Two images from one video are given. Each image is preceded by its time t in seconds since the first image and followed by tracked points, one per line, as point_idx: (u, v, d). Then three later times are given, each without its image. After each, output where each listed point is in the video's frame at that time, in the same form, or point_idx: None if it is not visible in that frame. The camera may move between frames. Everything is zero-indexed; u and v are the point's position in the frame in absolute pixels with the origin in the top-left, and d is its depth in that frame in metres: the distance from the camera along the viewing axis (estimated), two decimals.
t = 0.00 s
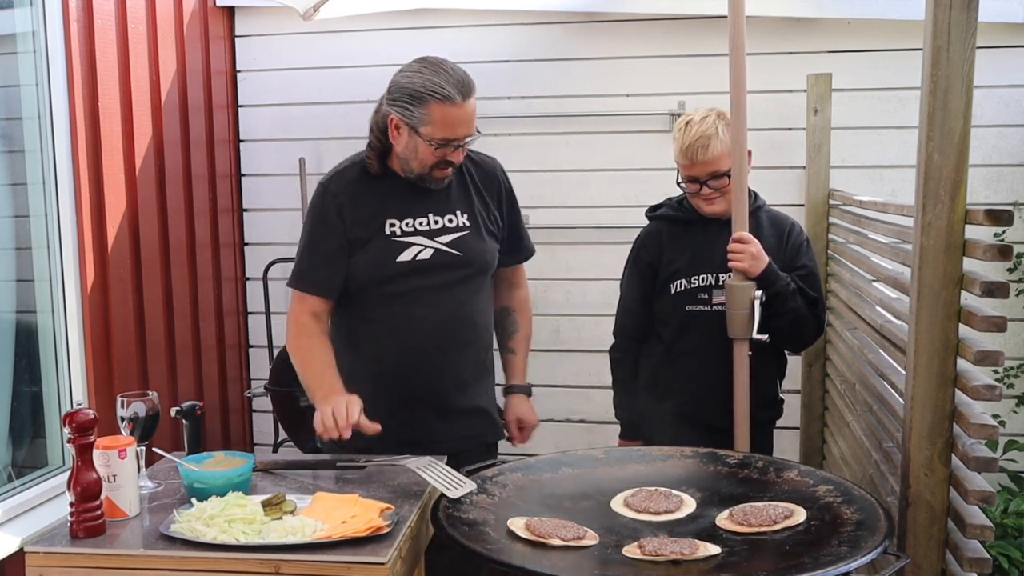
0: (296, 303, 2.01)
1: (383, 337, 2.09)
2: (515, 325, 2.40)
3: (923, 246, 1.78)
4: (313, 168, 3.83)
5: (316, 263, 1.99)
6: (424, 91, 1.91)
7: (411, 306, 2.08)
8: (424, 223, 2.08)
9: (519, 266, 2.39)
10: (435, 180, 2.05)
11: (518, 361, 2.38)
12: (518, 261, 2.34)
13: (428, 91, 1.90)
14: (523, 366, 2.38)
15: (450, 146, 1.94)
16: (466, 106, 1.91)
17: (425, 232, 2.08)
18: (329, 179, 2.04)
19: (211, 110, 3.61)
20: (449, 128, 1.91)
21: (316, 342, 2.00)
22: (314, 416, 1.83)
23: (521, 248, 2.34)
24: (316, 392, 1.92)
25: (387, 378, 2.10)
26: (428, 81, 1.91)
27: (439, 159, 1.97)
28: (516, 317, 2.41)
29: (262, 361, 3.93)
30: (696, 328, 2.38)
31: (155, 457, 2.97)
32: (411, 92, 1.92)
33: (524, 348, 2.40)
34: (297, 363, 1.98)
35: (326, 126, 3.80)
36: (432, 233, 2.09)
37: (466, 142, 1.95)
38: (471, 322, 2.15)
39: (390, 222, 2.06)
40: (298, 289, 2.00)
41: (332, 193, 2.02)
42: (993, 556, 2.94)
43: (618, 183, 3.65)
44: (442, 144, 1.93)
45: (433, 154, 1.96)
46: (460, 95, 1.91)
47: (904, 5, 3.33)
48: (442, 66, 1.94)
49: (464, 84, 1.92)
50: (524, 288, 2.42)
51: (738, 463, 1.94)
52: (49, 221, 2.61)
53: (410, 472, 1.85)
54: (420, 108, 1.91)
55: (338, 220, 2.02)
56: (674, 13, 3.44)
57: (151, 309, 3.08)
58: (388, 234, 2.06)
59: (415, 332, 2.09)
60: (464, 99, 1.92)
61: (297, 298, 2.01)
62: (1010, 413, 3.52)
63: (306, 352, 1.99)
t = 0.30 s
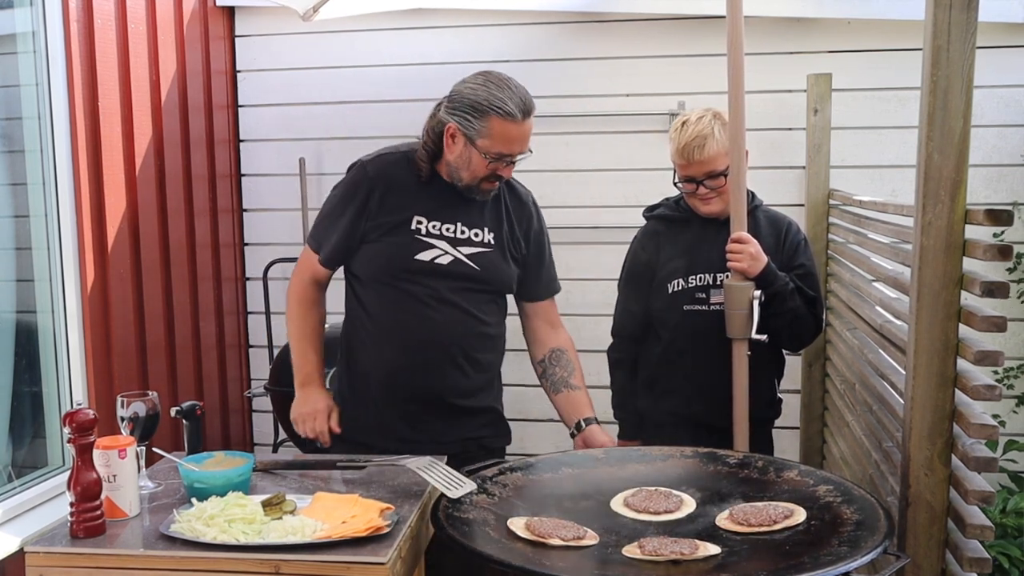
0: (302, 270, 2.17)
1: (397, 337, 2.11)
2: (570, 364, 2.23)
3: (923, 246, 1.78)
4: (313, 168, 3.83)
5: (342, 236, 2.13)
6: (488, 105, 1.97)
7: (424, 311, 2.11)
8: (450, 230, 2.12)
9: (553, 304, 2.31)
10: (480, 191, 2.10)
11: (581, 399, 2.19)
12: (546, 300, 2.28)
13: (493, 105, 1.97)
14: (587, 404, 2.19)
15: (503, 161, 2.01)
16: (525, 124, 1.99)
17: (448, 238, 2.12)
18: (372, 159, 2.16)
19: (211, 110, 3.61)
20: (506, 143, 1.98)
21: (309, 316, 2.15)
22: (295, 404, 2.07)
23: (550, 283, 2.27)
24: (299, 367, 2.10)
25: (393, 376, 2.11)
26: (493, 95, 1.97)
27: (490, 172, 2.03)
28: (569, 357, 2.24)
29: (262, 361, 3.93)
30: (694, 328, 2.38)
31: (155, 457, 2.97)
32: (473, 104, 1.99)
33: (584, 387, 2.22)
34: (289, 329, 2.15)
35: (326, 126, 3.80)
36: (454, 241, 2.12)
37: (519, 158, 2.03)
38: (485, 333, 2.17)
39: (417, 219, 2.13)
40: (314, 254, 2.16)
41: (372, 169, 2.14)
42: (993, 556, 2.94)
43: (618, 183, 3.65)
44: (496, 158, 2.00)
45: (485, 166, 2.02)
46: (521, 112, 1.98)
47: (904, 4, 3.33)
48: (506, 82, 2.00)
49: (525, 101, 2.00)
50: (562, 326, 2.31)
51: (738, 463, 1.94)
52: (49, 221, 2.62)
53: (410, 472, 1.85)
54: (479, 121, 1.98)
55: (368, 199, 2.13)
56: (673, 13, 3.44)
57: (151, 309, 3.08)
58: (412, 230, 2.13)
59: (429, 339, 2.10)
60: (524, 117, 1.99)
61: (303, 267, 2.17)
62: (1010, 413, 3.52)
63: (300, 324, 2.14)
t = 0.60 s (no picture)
0: (306, 272, 2.19)
1: (395, 332, 2.11)
2: (572, 369, 2.21)
3: (923, 246, 1.78)
4: (312, 168, 3.83)
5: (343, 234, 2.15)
6: (483, 101, 1.98)
7: (422, 306, 2.11)
8: (448, 227, 2.13)
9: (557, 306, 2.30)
10: (479, 190, 2.11)
11: (582, 403, 2.18)
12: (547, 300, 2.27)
13: (488, 100, 1.98)
14: (588, 408, 2.18)
15: (500, 156, 2.01)
16: (521, 119, 1.99)
17: (447, 236, 2.13)
18: (373, 159, 2.18)
19: (211, 110, 3.61)
20: (503, 138, 1.99)
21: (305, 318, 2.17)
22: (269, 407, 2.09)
23: (550, 289, 2.27)
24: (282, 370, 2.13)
25: (392, 372, 2.11)
26: (488, 91, 1.99)
27: (488, 168, 2.04)
28: (571, 360, 2.22)
29: (262, 361, 3.93)
30: (693, 327, 2.38)
31: (155, 457, 2.98)
32: (469, 101, 2.01)
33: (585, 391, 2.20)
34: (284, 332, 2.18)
35: (326, 126, 3.80)
36: (452, 238, 2.13)
37: (517, 153, 2.03)
38: (486, 330, 2.16)
39: (415, 216, 2.14)
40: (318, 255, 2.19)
41: (373, 168, 2.16)
42: (993, 555, 2.94)
43: (618, 183, 3.65)
44: (493, 153, 2.00)
45: (483, 162, 2.02)
46: (517, 107, 1.99)
47: (904, 4, 3.34)
48: (501, 79, 2.02)
49: (521, 97, 2.01)
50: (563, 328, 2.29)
51: (738, 463, 1.94)
52: (49, 221, 2.62)
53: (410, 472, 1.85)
54: (476, 117, 1.99)
55: (366, 197, 2.16)
56: (674, 13, 3.44)
57: (151, 309, 3.08)
58: (411, 227, 2.14)
59: (427, 334, 2.10)
60: (520, 112, 2.00)
61: (307, 269, 2.20)
62: (1010, 413, 3.52)
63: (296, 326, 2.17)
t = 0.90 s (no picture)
0: (306, 273, 2.20)
1: (395, 330, 2.11)
2: (572, 368, 2.20)
3: (923, 247, 1.78)
4: (313, 168, 3.83)
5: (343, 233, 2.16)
6: (478, 98, 1.99)
7: (420, 303, 2.11)
8: (447, 225, 2.13)
9: (557, 305, 2.30)
10: (478, 189, 2.11)
11: (581, 403, 2.17)
12: (550, 296, 2.27)
13: (483, 98, 1.98)
14: (587, 408, 2.18)
15: (497, 154, 2.01)
16: (517, 116, 1.99)
17: (445, 233, 2.13)
18: (373, 157, 2.19)
19: (211, 110, 3.61)
20: (499, 136, 1.99)
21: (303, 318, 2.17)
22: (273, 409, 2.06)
23: (552, 285, 2.27)
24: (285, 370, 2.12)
25: (391, 370, 2.11)
26: (483, 89, 1.99)
27: (485, 165, 2.04)
28: (571, 360, 2.22)
29: (261, 361, 3.93)
30: (692, 326, 2.38)
31: (155, 457, 2.97)
32: (465, 98, 2.01)
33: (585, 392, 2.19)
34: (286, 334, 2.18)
35: (326, 126, 3.80)
36: (451, 236, 2.13)
37: (513, 151, 2.03)
38: (485, 327, 2.16)
39: (414, 213, 2.14)
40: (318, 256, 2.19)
41: (373, 166, 2.17)
42: (993, 555, 2.94)
43: (618, 183, 3.65)
44: (490, 151, 2.00)
45: (479, 160, 2.03)
46: (513, 104, 1.99)
47: (904, 4, 3.34)
48: (497, 77, 2.02)
49: (517, 94, 2.01)
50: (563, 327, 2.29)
51: (738, 463, 1.94)
52: (48, 221, 2.62)
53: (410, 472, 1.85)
54: (471, 115, 1.99)
55: (365, 194, 2.16)
56: (674, 13, 3.44)
57: (151, 309, 3.08)
58: (409, 224, 2.14)
59: (425, 332, 2.10)
60: (516, 109, 1.99)
61: (307, 270, 2.20)
62: (1010, 413, 3.52)
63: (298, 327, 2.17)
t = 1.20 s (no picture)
0: (307, 271, 2.19)
1: (396, 329, 2.11)
2: (572, 368, 2.20)
3: (923, 247, 1.78)
4: (313, 168, 3.83)
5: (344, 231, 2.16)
6: (477, 98, 1.99)
7: (421, 303, 2.11)
8: (448, 224, 2.13)
9: (557, 306, 2.30)
10: (478, 188, 2.11)
11: (581, 402, 2.17)
12: (551, 296, 2.27)
13: (481, 98, 1.98)
14: (587, 407, 2.18)
15: (496, 153, 2.01)
16: (516, 115, 1.99)
17: (446, 232, 2.13)
18: (374, 156, 2.18)
19: (211, 110, 3.61)
20: (498, 135, 1.99)
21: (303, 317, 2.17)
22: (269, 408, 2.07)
23: (554, 284, 2.27)
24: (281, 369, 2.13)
25: (391, 369, 2.11)
26: (482, 88, 1.99)
27: (485, 164, 2.04)
28: (571, 360, 2.22)
29: (261, 361, 3.93)
30: (691, 327, 2.38)
31: (155, 457, 2.97)
32: (465, 98, 2.01)
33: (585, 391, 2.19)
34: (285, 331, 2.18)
35: (326, 126, 3.80)
36: (452, 235, 2.13)
37: (513, 150, 2.02)
38: (485, 327, 2.15)
39: (414, 212, 2.14)
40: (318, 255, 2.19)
41: (374, 164, 2.17)
42: (993, 555, 2.94)
43: (618, 183, 3.65)
44: (489, 150, 2.00)
45: (479, 159, 2.03)
46: (512, 103, 1.99)
47: (904, 4, 3.34)
48: (495, 75, 2.02)
49: (516, 93, 2.01)
50: (563, 327, 2.29)
51: (738, 463, 1.94)
52: (48, 221, 2.62)
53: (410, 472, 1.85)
54: (470, 114, 1.99)
55: (366, 192, 2.16)
56: (674, 13, 3.44)
57: (151, 309, 3.08)
58: (410, 223, 2.13)
59: (426, 331, 2.10)
60: (516, 109, 1.99)
61: (308, 268, 2.20)
62: (1010, 413, 3.52)
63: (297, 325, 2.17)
